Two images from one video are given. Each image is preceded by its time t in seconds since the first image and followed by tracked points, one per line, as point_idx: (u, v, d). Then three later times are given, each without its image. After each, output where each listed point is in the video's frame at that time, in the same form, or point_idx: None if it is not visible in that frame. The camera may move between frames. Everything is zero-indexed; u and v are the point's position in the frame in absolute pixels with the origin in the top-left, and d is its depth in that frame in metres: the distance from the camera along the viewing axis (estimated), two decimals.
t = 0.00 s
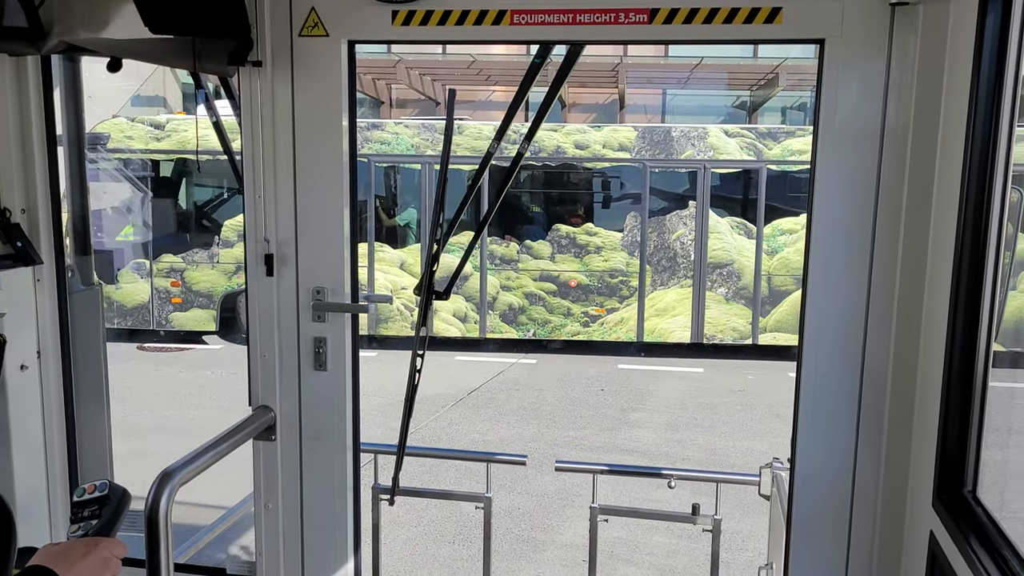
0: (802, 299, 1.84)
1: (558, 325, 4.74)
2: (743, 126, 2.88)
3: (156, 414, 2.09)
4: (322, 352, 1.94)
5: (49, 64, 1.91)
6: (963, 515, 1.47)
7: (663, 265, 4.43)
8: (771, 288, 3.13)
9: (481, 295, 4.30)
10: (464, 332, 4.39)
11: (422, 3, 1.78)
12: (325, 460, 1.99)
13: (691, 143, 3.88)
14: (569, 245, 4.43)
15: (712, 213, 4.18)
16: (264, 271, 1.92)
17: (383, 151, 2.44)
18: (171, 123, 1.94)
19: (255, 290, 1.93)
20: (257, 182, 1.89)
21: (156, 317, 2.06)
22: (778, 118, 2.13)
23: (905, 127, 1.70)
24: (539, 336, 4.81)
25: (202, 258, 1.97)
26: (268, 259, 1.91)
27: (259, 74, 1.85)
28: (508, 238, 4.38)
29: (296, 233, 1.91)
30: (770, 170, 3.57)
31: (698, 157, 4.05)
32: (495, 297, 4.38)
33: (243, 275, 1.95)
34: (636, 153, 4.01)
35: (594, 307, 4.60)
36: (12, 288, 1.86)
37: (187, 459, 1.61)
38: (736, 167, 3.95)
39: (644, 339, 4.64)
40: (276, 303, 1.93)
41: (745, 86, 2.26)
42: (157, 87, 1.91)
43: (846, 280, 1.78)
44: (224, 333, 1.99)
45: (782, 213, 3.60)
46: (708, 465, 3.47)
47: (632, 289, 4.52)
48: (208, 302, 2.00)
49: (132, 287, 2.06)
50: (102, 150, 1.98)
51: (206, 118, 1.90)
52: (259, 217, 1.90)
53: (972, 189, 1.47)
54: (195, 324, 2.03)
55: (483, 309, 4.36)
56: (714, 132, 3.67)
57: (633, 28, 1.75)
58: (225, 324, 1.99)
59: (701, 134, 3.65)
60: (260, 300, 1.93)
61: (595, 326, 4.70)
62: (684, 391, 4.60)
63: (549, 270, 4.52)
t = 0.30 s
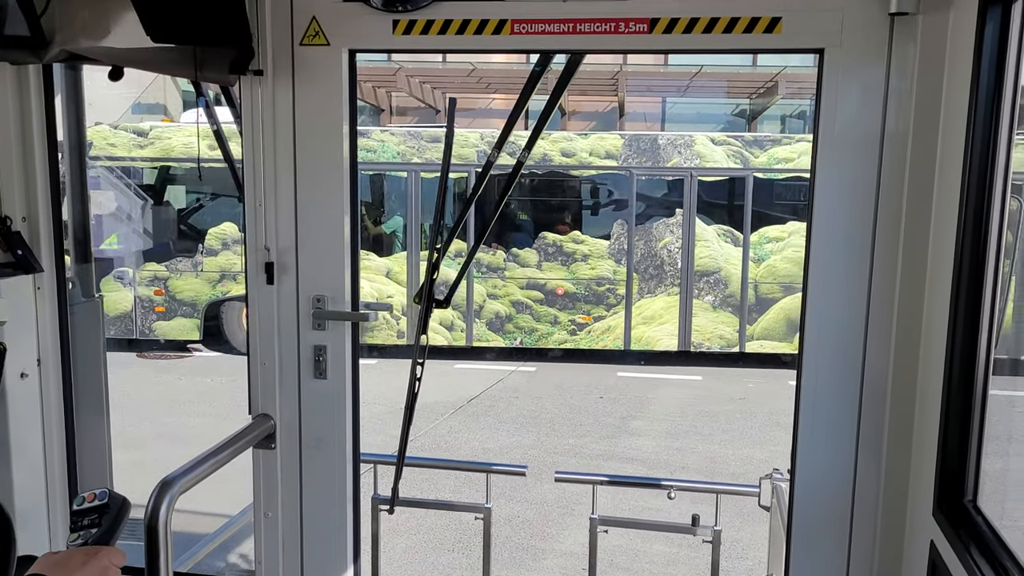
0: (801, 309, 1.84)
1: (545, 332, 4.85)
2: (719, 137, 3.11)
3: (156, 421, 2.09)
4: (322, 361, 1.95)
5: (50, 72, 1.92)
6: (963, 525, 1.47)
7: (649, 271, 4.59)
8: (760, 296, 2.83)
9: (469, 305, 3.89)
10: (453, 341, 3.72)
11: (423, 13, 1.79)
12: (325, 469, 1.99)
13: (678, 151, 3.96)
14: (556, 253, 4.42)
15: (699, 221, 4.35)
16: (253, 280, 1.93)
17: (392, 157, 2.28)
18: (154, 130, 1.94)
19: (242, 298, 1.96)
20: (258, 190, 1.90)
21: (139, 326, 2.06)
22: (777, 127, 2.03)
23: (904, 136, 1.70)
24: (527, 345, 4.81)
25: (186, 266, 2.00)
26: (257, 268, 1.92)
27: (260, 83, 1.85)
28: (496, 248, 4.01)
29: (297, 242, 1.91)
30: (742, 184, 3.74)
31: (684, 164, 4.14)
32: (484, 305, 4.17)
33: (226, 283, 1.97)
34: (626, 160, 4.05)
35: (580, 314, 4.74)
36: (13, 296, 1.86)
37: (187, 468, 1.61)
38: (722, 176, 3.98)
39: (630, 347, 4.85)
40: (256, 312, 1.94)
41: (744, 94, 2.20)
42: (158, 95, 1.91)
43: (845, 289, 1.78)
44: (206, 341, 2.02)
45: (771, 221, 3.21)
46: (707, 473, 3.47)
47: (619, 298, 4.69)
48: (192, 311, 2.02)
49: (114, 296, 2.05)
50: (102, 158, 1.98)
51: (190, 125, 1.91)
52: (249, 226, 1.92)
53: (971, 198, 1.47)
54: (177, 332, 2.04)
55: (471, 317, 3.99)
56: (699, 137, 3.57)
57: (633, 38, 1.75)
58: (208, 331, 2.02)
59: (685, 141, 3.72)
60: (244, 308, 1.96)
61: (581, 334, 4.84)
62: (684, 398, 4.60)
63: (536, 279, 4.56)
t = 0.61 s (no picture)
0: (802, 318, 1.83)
1: (531, 343, 4.26)
2: (701, 148, 2.77)
3: (156, 428, 2.09)
4: (322, 369, 1.95)
5: (52, 80, 1.92)
6: (964, 535, 1.47)
7: (638, 280, 4.05)
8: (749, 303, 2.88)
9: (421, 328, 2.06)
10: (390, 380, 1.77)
11: (424, 22, 1.80)
12: (324, 478, 1.99)
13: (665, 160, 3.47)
14: (543, 262, 3.93)
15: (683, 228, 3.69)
16: (236, 288, 1.96)
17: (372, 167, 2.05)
18: (138, 136, 1.97)
19: (225, 306, 1.98)
20: (258, 197, 1.90)
21: (121, 336, 2.07)
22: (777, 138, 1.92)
23: (904, 145, 1.70)
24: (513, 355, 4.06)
25: (170, 274, 2.01)
26: (240, 276, 1.95)
27: (261, 91, 1.86)
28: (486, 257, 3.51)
29: (297, 250, 1.92)
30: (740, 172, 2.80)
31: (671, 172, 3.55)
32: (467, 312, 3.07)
33: (211, 291, 1.98)
34: (607, 168, 3.72)
35: (568, 324, 4.17)
36: (13, 303, 1.86)
37: (185, 476, 1.61)
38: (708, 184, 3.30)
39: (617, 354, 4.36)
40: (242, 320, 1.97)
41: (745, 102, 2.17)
42: (159, 102, 1.91)
43: (846, 299, 1.78)
44: (192, 351, 2.03)
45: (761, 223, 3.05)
46: (707, 483, 3.46)
47: (606, 307, 4.13)
48: (176, 320, 2.03)
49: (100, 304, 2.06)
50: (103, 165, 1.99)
51: (174, 132, 1.92)
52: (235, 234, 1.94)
53: (971, 207, 1.48)
54: (160, 341, 2.05)
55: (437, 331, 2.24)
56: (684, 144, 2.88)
57: (633, 47, 1.76)
58: (195, 341, 2.03)
59: (672, 149, 3.10)
60: (227, 316, 1.98)
61: (567, 344, 4.29)
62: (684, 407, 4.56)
63: (523, 286, 3.88)
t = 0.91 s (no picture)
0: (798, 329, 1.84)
1: (517, 348, 3.81)
2: (684, 156, 2.77)
3: (154, 435, 2.09)
4: (321, 377, 1.96)
5: (52, 86, 1.89)
6: (962, 544, 1.47)
7: (621, 286, 3.98)
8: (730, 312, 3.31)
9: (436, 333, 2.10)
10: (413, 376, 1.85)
11: (424, 30, 1.81)
12: (323, 486, 2.00)
13: (651, 167, 3.31)
14: (527, 269, 3.58)
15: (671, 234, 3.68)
16: (218, 295, 1.99)
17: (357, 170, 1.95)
18: (117, 142, 1.97)
19: (206, 313, 2.01)
20: (258, 206, 1.93)
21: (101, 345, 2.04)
22: (777, 145, 1.89)
23: (900, 154, 1.71)
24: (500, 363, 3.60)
25: (149, 282, 2.02)
26: (221, 283, 1.98)
27: (261, 99, 1.88)
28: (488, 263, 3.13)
29: (296, 259, 1.94)
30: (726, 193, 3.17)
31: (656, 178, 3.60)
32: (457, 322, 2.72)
33: (191, 298, 2.00)
34: (596, 176, 3.59)
35: (550, 330, 4.00)
36: (14, 311, 1.79)
37: (184, 484, 1.61)
38: (695, 190, 3.36)
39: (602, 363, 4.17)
40: (223, 326, 2.01)
41: (744, 109, 2.13)
42: (160, 109, 1.91)
43: (842, 308, 1.78)
44: (172, 357, 2.04)
45: (737, 234, 3.22)
46: (707, 490, 3.46)
47: (590, 312, 3.97)
48: (156, 327, 2.04)
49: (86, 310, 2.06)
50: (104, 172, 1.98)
51: (154, 137, 1.94)
52: (218, 240, 1.97)
53: (969, 218, 1.48)
54: (140, 349, 2.05)
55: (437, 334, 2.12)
56: (668, 153, 2.86)
57: (632, 56, 1.76)
58: (175, 349, 2.04)
59: (658, 155, 3.03)
60: (209, 323, 2.01)
61: (551, 351, 4.10)
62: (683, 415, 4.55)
63: (507, 291, 3.48)
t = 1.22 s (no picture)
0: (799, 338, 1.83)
1: (500, 356, 3.47)
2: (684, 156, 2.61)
3: (155, 441, 2.09)
4: (322, 384, 1.96)
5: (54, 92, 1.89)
6: (964, 554, 1.46)
7: (604, 294, 4.18)
8: (712, 319, 4.05)
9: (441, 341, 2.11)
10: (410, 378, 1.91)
11: (424, 38, 1.81)
12: (323, 493, 1.99)
13: (632, 172, 3.83)
14: (510, 276, 3.32)
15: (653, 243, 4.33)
16: (198, 302, 2.01)
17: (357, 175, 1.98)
18: (96, 148, 1.96)
19: (185, 320, 2.03)
20: (259, 213, 1.92)
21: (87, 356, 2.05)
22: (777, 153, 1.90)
23: (901, 162, 1.71)
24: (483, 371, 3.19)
25: (130, 288, 2.04)
26: (203, 289, 2.01)
27: (262, 106, 1.88)
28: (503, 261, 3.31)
29: (297, 265, 1.94)
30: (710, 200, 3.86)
31: (639, 185, 4.06)
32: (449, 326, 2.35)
33: (170, 305, 2.03)
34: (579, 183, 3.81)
35: (533, 337, 3.78)
36: (15, 318, 1.78)
37: (183, 491, 1.60)
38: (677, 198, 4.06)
39: (583, 370, 4.36)
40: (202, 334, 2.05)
41: (745, 117, 2.09)
42: (162, 115, 1.92)
43: (843, 316, 1.78)
44: (151, 364, 2.04)
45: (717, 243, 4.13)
46: (707, 498, 3.45)
47: (573, 319, 4.06)
48: (136, 334, 2.05)
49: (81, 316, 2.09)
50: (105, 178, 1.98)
51: (135, 144, 1.97)
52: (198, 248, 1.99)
53: (970, 224, 1.48)
54: (118, 356, 2.05)
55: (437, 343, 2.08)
56: (654, 162, 3.61)
57: (633, 64, 1.77)
58: (155, 356, 2.05)
59: (640, 163, 3.64)
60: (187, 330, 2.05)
61: (534, 358, 4.01)
62: (684, 423, 4.54)
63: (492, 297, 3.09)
